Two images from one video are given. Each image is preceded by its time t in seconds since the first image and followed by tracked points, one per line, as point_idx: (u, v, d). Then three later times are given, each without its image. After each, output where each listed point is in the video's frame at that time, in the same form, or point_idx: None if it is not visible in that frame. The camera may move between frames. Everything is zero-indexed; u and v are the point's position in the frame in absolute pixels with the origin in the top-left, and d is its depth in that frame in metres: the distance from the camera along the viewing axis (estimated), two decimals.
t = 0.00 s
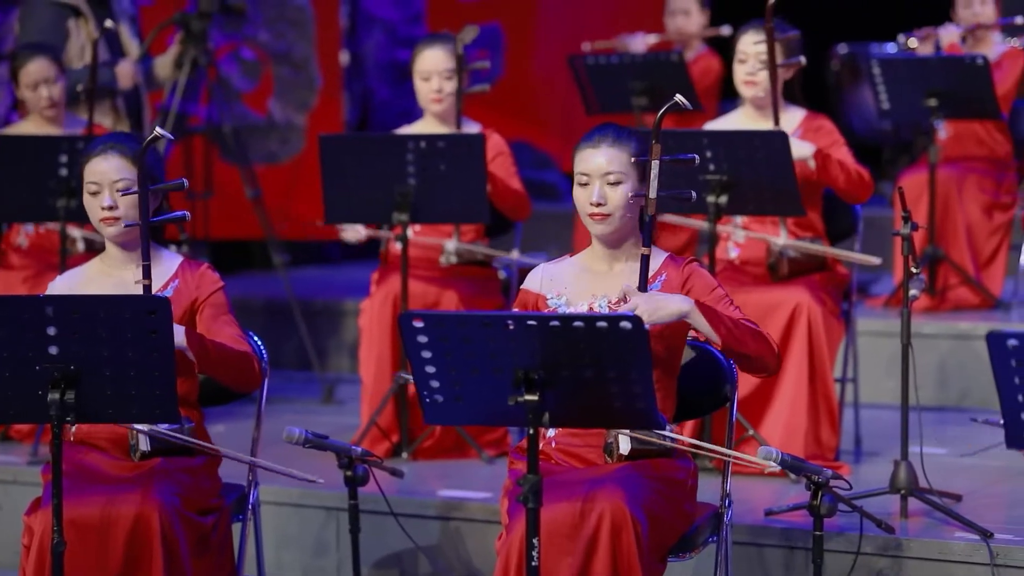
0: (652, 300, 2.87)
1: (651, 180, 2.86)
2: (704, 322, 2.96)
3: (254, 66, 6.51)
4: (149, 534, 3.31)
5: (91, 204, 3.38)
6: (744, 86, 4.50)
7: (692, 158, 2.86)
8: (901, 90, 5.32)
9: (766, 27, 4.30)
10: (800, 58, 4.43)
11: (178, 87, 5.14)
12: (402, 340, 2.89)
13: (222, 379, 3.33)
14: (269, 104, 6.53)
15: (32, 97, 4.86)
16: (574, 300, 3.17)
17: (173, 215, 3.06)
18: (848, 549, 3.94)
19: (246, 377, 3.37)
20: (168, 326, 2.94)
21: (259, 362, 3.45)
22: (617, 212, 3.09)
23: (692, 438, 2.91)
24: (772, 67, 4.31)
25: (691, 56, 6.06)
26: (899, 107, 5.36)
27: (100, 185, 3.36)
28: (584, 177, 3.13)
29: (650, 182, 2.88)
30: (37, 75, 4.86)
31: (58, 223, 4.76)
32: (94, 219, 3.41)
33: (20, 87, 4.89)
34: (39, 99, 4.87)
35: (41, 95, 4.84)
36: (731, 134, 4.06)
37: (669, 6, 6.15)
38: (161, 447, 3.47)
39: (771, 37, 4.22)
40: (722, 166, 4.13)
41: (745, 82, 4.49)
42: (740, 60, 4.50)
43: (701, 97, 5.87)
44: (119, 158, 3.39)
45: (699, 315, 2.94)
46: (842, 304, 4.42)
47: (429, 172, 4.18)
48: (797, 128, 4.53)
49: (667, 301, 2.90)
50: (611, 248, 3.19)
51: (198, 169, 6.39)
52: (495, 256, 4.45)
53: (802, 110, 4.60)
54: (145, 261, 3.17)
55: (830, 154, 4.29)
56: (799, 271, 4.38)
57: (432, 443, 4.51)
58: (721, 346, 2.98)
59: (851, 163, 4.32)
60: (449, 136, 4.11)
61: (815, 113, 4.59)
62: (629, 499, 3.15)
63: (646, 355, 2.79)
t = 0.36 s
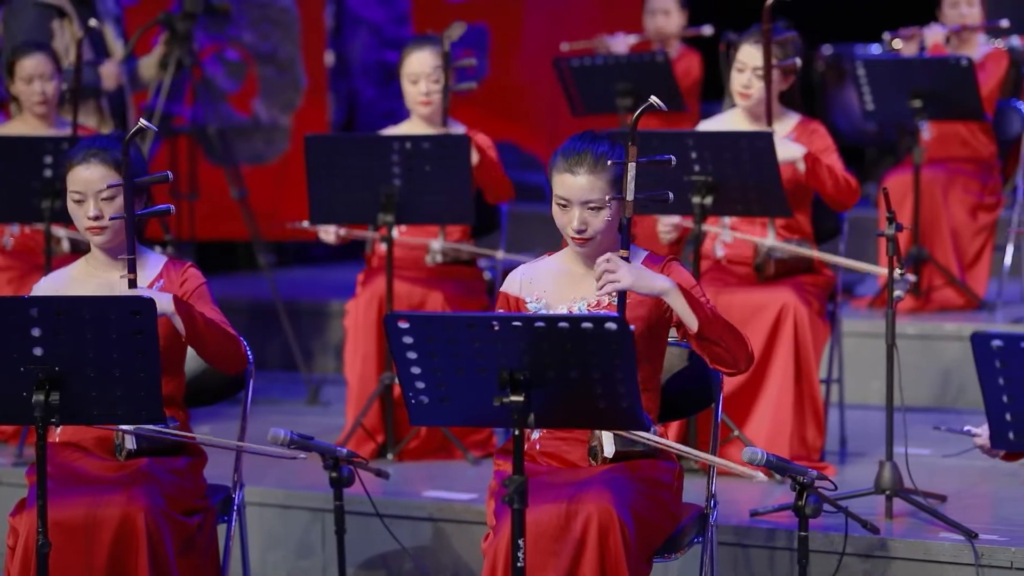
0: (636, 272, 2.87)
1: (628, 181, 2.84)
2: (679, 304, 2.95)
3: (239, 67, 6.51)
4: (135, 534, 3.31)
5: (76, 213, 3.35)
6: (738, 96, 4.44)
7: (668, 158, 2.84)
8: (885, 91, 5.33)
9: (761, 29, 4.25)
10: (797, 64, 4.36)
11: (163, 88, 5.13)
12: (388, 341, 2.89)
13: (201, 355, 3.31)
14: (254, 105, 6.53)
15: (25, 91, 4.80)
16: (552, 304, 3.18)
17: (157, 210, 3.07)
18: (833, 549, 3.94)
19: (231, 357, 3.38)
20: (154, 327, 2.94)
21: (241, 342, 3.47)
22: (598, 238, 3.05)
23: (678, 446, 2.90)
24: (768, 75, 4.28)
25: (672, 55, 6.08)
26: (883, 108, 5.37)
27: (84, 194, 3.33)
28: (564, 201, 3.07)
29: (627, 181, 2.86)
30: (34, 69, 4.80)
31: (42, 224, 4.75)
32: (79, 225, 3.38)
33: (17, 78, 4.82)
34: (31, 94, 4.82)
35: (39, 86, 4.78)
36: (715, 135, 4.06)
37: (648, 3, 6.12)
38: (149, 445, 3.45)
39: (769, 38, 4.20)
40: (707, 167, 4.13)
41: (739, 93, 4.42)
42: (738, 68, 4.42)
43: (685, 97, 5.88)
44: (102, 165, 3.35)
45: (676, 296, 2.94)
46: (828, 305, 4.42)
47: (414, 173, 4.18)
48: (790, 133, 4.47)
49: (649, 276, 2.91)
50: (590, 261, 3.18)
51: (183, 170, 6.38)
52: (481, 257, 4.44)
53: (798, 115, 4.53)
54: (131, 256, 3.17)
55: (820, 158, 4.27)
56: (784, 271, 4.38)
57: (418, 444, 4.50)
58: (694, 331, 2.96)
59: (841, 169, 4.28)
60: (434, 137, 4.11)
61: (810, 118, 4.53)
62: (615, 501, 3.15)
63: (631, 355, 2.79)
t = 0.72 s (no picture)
0: (630, 285, 2.87)
1: (627, 189, 2.86)
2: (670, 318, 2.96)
3: (229, 68, 6.54)
4: (126, 535, 3.31)
5: (68, 215, 3.34)
6: (739, 87, 4.41)
7: (665, 163, 2.87)
8: (875, 92, 5.33)
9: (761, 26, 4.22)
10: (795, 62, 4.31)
11: (154, 88, 5.13)
12: (379, 341, 2.89)
13: (197, 362, 3.32)
14: (244, 106, 6.53)
15: (17, 93, 4.78)
16: (536, 309, 3.18)
17: (150, 211, 3.08)
18: (824, 550, 3.95)
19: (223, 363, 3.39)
20: (144, 328, 2.93)
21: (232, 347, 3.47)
22: (578, 240, 3.06)
23: (670, 438, 2.91)
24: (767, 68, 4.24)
25: (661, 55, 6.10)
26: (874, 109, 5.38)
27: (77, 198, 3.32)
28: (546, 200, 3.07)
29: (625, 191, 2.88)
30: (25, 72, 4.76)
31: (32, 224, 4.74)
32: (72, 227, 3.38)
33: (7, 80, 4.80)
34: (23, 96, 4.80)
35: (30, 89, 4.76)
36: (706, 135, 4.06)
37: (631, 5, 6.07)
38: (141, 447, 3.46)
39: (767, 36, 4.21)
40: (698, 167, 4.14)
41: (739, 83, 4.40)
42: (737, 60, 4.40)
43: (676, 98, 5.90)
44: (98, 169, 3.34)
45: (668, 311, 2.95)
46: (819, 305, 4.41)
47: (405, 173, 4.18)
48: (789, 133, 4.44)
49: (643, 291, 2.92)
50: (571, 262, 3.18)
51: (173, 170, 6.38)
52: (471, 257, 4.44)
53: (796, 116, 4.50)
54: (123, 258, 3.17)
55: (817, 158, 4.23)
56: (776, 270, 4.38)
57: (409, 445, 4.49)
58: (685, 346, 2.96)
59: (836, 169, 4.27)
60: (425, 137, 4.10)
61: (809, 120, 4.50)
62: (607, 503, 3.15)
63: (622, 356, 2.80)
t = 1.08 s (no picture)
0: (612, 285, 2.88)
1: (607, 187, 2.84)
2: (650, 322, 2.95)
3: (216, 68, 6.56)
4: (112, 535, 3.30)
5: (57, 220, 3.32)
6: (726, 91, 4.40)
7: (647, 162, 2.85)
8: (862, 91, 5.35)
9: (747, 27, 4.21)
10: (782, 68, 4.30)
11: (141, 88, 5.13)
12: (366, 341, 2.89)
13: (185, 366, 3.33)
14: (231, 105, 6.53)
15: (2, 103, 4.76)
16: (526, 307, 3.18)
17: (140, 215, 3.13)
18: (811, 549, 3.95)
19: (207, 367, 3.37)
20: (131, 328, 2.93)
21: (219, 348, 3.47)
22: (570, 238, 3.06)
23: (654, 439, 2.92)
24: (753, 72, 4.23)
25: (651, 55, 6.10)
26: (860, 109, 5.39)
27: (64, 206, 3.28)
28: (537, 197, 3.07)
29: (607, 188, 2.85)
30: (11, 82, 4.73)
31: (18, 223, 4.73)
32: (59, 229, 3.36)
33: None
34: (8, 105, 4.77)
35: (16, 99, 4.72)
36: (693, 135, 4.07)
37: (619, 5, 6.13)
38: (127, 447, 3.44)
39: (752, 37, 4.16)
40: (685, 167, 4.14)
41: (727, 87, 4.39)
42: (725, 64, 4.38)
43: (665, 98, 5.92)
44: (87, 178, 3.30)
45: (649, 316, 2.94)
46: (806, 304, 4.41)
47: (392, 173, 4.18)
48: (774, 133, 4.45)
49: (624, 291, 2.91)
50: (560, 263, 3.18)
51: (160, 169, 6.36)
52: (459, 257, 4.43)
53: (781, 116, 4.51)
54: (110, 260, 3.16)
55: (801, 158, 4.24)
56: (761, 271, 4.39)
57: (397, 445, 4.49)
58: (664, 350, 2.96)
59: (820, 172, 4.28)
60: (412, 137, 4.10)
61: (794, 119, 4.51)
62: (593, 503, 3.15)
63: (609, 356, 2.80)
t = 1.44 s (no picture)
0: (601, 278, 2.88)
1: (591, 184, 2.86)
2: (643, 305, 3.00)
3: (194, 67, 6.51)
4: (90, 535, 3.29)
5: (34, 221, 3.31)
6: (698, 83, 4.42)
7: (634, 161, 2.84)
8: (840, 92, 5.35)
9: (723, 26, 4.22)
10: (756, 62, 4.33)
11: (120, 87, 5.12)
12: (345, 341, 2.89)
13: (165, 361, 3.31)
14: (210, 105, 6.52)
15: None
16: (510, 302, 3.21)
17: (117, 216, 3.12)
18: (789, 547, 3.96)
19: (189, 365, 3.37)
20: (110, 326, 2.92)
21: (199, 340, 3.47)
22: (558, 211, 3.11)
23: (633, 439, 2.93)
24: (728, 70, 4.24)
25: (632, 57, 6.11)
26: (838, 108, 5.41)
27: (41, 209, 3.27)
28: (528, 174, 3.15)
29: (590, 186, 2.89)
30: None
31: None
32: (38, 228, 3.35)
33: None
34: None
35: None
36: (672, 135, 4.07)
37: (602, 9, 6.16)
38: (104, 447, 3.45)
39: (729, 37, 4.18)
40: (664, 166, 4.14)
41: (699, 79, 4.40)
42: (695, 56, 4.41)
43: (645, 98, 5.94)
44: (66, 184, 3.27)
45: (640, 297, 2.98)
46: (784, 304, 4.42)
47: (371, 173, 4.17)
48: (749, 132, 4.47)
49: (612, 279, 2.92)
50: (549, 250, 3.22)
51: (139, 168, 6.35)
52: (438, 256, 4.43)
53: (756, 112, 4.54)
54: (88, 262, 3.13)
55: (779, 157, 4.25)
56: (742, 269, 4.39)
57: (375, 444, 4.48)
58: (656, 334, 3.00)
59: (799, 169, 4.28)
60: (391, 137, 4.10)
61: (769, 116, 4.53)
62: (574, 502, 3.15)
63: (588, 355, 2.80)
